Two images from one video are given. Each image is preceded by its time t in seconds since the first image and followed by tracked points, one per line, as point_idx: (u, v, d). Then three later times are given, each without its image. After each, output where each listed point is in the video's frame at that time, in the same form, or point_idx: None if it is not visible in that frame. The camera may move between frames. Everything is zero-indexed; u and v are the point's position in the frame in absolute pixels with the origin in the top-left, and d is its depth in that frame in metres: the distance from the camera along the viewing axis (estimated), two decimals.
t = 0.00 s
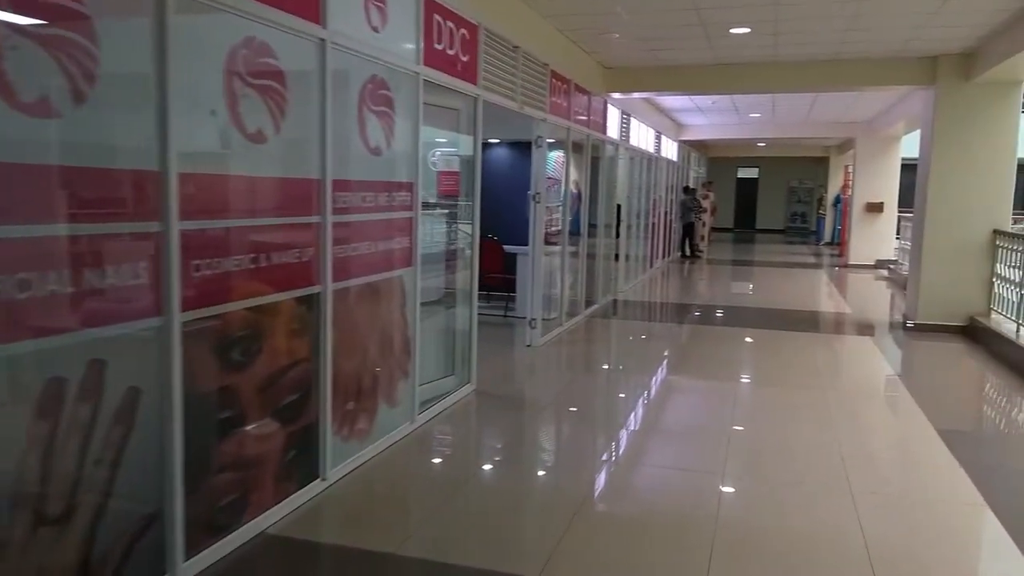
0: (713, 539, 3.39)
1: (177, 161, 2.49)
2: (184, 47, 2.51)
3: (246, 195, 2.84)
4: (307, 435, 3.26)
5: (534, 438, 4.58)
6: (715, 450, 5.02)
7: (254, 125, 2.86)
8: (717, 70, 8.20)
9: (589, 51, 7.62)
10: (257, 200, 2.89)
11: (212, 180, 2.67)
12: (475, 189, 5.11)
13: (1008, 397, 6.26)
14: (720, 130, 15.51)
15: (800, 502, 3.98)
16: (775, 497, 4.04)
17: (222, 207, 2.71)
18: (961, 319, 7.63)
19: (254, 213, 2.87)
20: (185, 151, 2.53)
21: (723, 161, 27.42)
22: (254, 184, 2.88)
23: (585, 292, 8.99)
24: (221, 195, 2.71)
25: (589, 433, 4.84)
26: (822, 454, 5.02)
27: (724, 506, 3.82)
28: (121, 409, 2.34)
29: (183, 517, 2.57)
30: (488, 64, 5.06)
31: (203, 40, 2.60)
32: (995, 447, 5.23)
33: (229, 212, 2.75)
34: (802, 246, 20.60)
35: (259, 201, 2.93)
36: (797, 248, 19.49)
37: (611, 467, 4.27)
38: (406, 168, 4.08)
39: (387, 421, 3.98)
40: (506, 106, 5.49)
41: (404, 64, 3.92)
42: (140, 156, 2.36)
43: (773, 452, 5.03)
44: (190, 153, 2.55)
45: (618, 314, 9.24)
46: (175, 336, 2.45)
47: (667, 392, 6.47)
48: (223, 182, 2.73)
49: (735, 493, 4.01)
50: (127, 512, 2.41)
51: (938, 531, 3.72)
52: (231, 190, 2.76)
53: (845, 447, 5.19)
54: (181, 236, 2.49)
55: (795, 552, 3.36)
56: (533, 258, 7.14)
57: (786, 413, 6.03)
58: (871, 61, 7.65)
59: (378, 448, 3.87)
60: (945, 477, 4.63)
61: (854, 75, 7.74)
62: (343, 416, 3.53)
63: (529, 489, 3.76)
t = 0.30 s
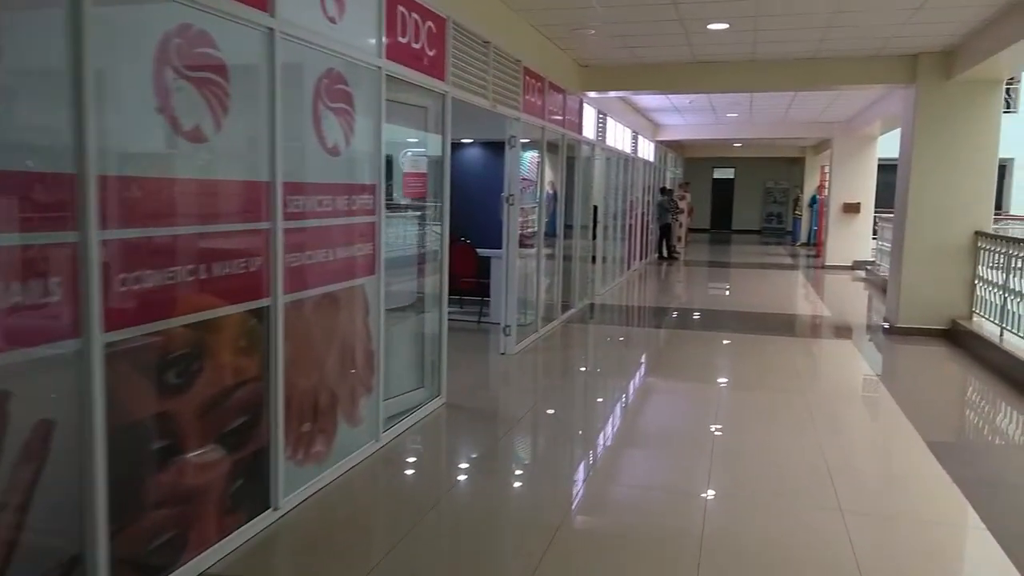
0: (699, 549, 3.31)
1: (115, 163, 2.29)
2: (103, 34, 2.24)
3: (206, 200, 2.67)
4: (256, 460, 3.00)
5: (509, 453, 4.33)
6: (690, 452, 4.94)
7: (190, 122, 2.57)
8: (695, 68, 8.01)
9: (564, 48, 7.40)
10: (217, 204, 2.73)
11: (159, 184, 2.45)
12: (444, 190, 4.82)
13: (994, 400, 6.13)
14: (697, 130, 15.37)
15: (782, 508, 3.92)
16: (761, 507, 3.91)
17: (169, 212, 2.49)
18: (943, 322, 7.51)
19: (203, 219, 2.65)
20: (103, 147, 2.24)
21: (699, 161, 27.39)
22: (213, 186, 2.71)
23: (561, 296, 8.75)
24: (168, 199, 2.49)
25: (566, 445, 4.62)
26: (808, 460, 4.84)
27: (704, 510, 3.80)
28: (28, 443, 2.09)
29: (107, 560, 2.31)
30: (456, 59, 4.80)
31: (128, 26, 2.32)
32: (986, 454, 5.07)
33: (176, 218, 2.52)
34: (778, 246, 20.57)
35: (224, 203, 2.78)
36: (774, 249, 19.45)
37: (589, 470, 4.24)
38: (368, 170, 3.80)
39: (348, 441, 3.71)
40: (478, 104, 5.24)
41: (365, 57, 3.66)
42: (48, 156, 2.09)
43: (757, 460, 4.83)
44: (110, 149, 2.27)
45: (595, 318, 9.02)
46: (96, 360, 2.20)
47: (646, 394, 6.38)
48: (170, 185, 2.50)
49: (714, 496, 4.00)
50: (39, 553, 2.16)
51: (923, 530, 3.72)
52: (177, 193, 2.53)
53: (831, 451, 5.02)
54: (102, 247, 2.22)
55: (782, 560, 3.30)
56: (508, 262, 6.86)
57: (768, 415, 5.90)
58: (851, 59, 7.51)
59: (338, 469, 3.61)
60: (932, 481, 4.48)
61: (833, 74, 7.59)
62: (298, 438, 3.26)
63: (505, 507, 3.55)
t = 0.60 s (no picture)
0: (683, 560, 3.23)
1: (52, 164, 2.10)
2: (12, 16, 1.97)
3: (172, 204, 2.56)
4: (199, 487, 2.76)
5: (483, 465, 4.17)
6: (666, 458, 4.82)
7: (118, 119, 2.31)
8: (672, 69, 7.85)
9: (538, 46, 7.20)
10: (183, 207, 2.61)
11: (100, 184, 2.25)
12: (410, 193, 4.57)
13: (977, 404, 6.02)
14: (673, 132, 15.26)
15: (765, 516, 3.82)
16: (744, 519, 3.76)
17: (111, 216, 2.30)
18: (924, 326, 7.41)
19: (151, 224, 2.46)
20: (15, 146, 2.00)
21: (675, 163, 27.36)
22: (179, 190, 2.60)
23: (537, 300, 8.55)
24: (110, 202, 2.29)
25: (541, 458, 4.40)
26: (791, 468, 4.68)
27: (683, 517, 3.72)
28: None
29: None
30: (423, 55, 4.58)
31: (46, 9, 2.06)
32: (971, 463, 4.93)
33: (118, 223, 2.33)
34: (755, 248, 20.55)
35: (191, 206, 2.67)
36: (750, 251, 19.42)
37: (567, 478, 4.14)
38: (325, 171, 3.56)
39: (305, 462, 3.47)
40: (447, 103, 5.02)
41: (321, 50, 3.42)
42: None
43: (737, 469, 4.65)
44: (28, 149, 2.03)
45: (572, 323, 8.82)
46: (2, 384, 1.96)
47: (624, 398, 6.26)
48: (113, 187, 2.30)
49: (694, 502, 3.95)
50: None
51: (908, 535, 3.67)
52: (121, 195, 2.34)
53: (814, 458, 4.87)
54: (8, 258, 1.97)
55: (766, 571, 3.21)
56: (481, 266, 6.61)
57: (749, 420, 5.76)
58: (831, 58, 7.39)
59: (294, 492, 3.36)
60: (917, 489, 4.33)
61: (813, 74, 7.46)
62: (247, 461, 3.02)
63: (478, 524, 3.39)
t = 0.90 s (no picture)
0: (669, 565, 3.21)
1: None
2: None
3: (134, 204, 2.46)
4: (135, 517, 2.51)
5: (463, 471, 4.09)
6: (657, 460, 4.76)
7: (30, 111, 2.06)
8: (655, 64, 7.63)
9: (517, 41, 6.96)
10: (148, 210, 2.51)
11: (37, 186, 2.09)
12: (378, 193, 4.31)
13: (968, 407, 5.86)
14: (657, 130, 15.07)
15: (752, 521, 3.76)
16: (733, 533, 3.61)
17: (51, 220, 2.14)
18: (913, 328, 7.24)
19: (97, 228, 2.30)
20: None
21: (660, 162, 27.22)
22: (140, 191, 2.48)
23: (519, 303, 8.31)
24: (49, 206, 2.13)
25: (519, 473, 4.18)
26: (780, 477, 4.48)
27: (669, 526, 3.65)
28: None
29: None
30: (391, 47, 4.33)
31: None
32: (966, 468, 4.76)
33: (58, 228, 2.17)
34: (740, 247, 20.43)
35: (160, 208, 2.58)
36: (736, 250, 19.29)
37: (551, 485, 4.05)
38: (281, 170, 3.31)
39: (260, 486, 3.21)
40: (419, 98, 4.77)
41: (273, 38, 3.16)
42: None
43: (724, 477, 4.47)
44: None
45: (554, 326, 8.59)
46: None
47: (609, 401, 6.11)
48: (51, 189, 2.14)
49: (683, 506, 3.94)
50: None
51: (899, 542, 3.60)
52: (62, 198, 2.18)
53: (803, 466, 4.68)
54: None
55: None
56: (457, 268, 6.35)
57: (737, 425, 5.56)
58: (817, 53, 7.20)
59: (248, 518, 3.11)
60: (910, 500, 4.15)
61: (798, 69, 7.27)
62: (193, 487, 2.77)
63: (460, 531, 3.34)
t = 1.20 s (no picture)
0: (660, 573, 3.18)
1: None
2: None
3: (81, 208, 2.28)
4: (69, 555, 2.29)
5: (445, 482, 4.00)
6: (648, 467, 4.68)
7: None
8: (642, 64, 7.42)
9: (500, 39, 6.74)
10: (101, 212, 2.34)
11: None
12: (348, 195, 4.07)
13: (964, 416, 5.69)
14: (644, 132, 14.90)
15: (743, 530, 3.69)
16: (720, 543, 3.53)
17: None
18: (906, 333, 7.08)
19: (34, 234, 2.12)
20: None
21: (648, 164, 27.09)
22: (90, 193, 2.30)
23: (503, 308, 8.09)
24: None
25: (498, 492, 3.96)
26: (773, 492, 4.28)
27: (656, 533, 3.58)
28: None
29: None
30: (363, 41, 4.10)
31: None
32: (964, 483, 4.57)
33: None
34: (728, 249, 20.32)
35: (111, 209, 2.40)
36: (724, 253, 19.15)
37: (535, 496, 3.97)
38: (239, 171, 3.07)
39: (214, 514, 2.98)
40: (394, 96, 4.53)
41: (229, 29, 2.93)
42: None
43: (713, 488, 4.30)
44: None
45: (539, 332, 8.37)
46: None
47: (596, 407, 5.96)
48: None
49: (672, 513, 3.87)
50: None
51: (892, 548, 3.55)
52: None
53: (796, 478, 4.49)
54: None
55: None
56: (437, 273, 6.12)
57: (727, 434, 5.36)
58: (807, 53, 7.03)
59: (201, 549, 2.88)
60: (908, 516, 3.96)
61: (788, 69, 7.10)
62: (136, 519, 2.54)
63: (447, 542, 3.27)
